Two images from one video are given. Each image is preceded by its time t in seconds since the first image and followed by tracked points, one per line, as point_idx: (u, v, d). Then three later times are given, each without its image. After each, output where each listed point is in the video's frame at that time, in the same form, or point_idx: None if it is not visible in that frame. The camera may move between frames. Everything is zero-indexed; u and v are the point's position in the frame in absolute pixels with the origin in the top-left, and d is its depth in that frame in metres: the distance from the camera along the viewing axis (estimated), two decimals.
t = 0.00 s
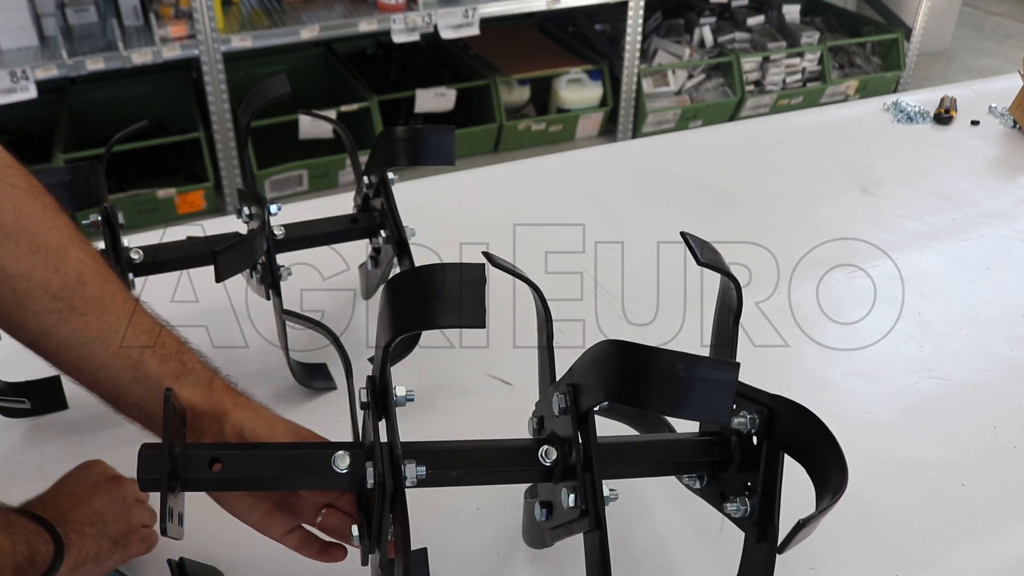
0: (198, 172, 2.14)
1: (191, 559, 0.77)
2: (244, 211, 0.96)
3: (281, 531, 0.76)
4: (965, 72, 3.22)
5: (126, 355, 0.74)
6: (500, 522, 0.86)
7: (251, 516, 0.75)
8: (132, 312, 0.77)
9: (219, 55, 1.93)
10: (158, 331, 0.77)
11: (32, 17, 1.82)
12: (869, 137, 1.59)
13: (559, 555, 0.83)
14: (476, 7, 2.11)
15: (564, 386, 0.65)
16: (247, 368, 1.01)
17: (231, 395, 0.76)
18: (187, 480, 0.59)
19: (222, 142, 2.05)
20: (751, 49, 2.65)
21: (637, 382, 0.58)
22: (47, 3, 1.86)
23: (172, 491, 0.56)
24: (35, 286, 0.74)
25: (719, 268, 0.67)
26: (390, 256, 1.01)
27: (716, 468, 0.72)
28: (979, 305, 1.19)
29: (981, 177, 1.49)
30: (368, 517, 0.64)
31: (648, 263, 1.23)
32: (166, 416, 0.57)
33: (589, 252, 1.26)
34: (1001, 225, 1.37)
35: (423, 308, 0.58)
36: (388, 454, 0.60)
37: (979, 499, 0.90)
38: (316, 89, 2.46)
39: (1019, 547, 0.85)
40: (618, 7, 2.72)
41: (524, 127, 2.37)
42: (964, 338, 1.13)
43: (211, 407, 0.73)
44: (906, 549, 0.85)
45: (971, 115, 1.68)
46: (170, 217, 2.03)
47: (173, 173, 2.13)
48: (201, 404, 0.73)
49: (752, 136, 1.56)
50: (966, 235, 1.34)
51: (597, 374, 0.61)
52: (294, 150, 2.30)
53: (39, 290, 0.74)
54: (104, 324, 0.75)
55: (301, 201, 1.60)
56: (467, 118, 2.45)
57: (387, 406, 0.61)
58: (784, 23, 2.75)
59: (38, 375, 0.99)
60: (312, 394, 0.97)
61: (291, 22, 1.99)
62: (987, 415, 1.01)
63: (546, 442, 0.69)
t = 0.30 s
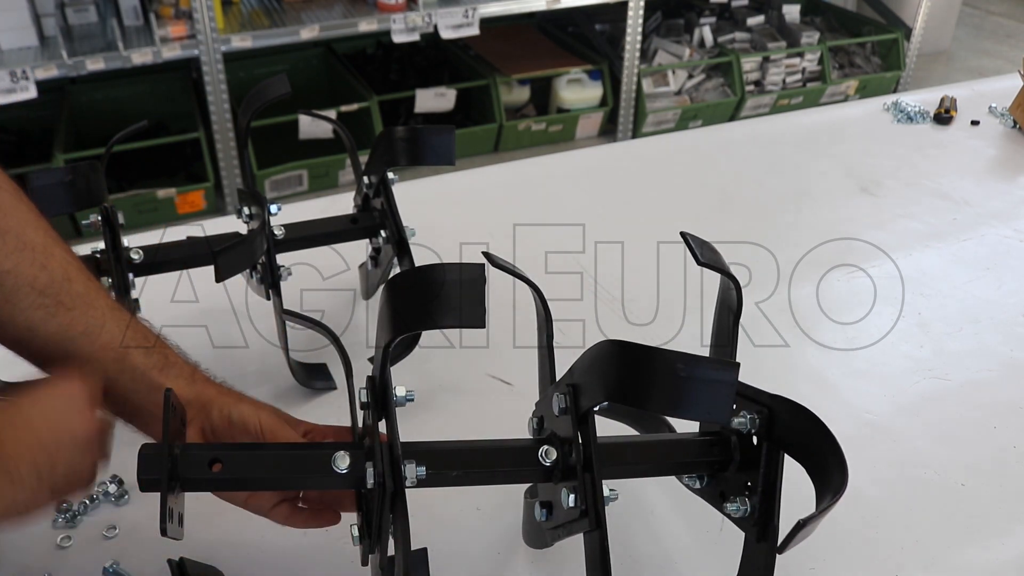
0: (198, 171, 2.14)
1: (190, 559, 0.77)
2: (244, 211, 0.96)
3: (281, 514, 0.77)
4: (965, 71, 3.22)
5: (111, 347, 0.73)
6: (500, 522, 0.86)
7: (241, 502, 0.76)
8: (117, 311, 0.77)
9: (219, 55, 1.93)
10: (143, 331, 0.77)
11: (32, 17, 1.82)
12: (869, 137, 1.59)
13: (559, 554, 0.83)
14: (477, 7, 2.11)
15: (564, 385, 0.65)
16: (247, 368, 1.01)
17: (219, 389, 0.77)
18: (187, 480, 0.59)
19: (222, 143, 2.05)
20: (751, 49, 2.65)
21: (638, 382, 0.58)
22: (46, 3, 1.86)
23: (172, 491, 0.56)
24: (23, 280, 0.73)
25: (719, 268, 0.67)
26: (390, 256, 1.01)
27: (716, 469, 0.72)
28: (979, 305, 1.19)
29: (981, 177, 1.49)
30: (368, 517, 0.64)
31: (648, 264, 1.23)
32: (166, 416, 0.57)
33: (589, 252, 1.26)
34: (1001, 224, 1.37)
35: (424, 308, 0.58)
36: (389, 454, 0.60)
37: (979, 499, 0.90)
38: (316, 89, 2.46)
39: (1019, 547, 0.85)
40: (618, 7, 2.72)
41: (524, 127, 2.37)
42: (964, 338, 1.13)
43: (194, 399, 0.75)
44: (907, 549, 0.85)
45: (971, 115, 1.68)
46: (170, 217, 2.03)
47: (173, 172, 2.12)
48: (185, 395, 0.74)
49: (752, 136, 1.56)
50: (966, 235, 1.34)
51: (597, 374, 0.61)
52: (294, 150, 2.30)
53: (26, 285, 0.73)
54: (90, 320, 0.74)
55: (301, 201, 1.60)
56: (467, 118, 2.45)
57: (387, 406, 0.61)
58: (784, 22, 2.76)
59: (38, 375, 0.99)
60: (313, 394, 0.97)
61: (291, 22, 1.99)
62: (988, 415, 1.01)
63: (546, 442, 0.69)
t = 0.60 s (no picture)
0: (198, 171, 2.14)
1: (191, 559, 0.77)
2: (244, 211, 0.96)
3: (306, 516, 0.78)
4: (965, 72, 3.22)
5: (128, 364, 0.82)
6: (500, 522, 0.86)
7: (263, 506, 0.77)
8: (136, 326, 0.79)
9: (219, 55, 1.93)
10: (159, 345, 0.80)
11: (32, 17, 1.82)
12: (869, 137, 1.59)
13: (558, 553, 0.83)
14: (476, 6, 2.11)
15: (564, 386, 0.65)
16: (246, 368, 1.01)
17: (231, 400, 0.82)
18: (188, 481, 0.59)
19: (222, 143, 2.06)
20: (751, 49, 2.65)
21: (638, 382, 0.59)
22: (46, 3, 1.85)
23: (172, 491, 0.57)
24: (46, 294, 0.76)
25: (720, 268, 0.67)
26: (390, 256, 1.01)
27: (716, 468, 0.72)
28: (979, 305, 1.19)
29: (981, 178, 1.49)
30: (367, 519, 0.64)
31: (648, 263, 1.23)
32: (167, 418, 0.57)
33: (589, 252, 1.26)
34: (1001, 225, 1.37)
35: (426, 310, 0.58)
36: (389, 454, 0.60)
37: (980, 500, 0.90)
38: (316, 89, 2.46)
39: (1020, 547, 0.85)
40: (618, 7, 2.72)
41: (524, 127, 2.37)
42: (964, 337, 1.13)
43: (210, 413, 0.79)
44: (907, 549, 0.85)
45: (971, 115, 1.68)
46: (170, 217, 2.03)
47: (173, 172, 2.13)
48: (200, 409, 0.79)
49: (752, 136, 1.56)
50: (966, 235, 1.34)
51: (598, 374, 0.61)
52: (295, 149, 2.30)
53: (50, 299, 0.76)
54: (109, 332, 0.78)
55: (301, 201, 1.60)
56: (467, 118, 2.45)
57: (388, 407, 0.61)
58: (784, 22, 2.76)
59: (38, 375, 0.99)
60: (312, 394, 0.97)
61: (291, 21, 1.99)
62: (987, 415, 1.01)
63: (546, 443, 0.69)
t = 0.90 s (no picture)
0: (198, 171, 2.14)
1: (191, 559, 0.77)
2: (244, 211, 0.95)
3: (308, 508, 0.75)
4: (965, 71, 3.22)
5: (128, 360, 0.74)
6: (500, 522, 0.86)
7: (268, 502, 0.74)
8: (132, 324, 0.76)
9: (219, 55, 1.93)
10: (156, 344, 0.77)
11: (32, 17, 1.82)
12: (869, 137, 1.59)
13: (559, 552, 0.83)
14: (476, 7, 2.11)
15: (564, 385, 0.65)
16: (247, 368, 1.01)
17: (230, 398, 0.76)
18: (188, 481, 0.59)
19: (222, 144, 2.07)
20: (751, 49, 2.65)
21: (638, 381, 0.58)
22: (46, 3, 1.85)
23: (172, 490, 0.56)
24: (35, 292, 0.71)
25: (720, 268, 0.67)
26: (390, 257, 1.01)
27: (716, 468, 0.71)
28: (979, 305, 1.19)
29: (981, 178, 1.49)
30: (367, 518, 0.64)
31: (648, 264, 1.23)
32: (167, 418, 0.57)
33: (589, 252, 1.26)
34: (1001, 225, 1.37)
35: (427, 309, 0.58)
36: (390, 453, 0.60)
37: (980, 499, 0.90)
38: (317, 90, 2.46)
39: (1020, 547, 0.85)
40: (618, 7, 2.72)
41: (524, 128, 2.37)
42: (964, 338, 1.13)
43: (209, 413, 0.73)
44: (907, 549, 0.85)
45: (971, 115, 1.68)
46: (170, 218, 2.03)
47: (173, 172, 2.13)
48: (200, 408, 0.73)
49: (753, 136, 1.57)
50: (967, 235, 1.34)
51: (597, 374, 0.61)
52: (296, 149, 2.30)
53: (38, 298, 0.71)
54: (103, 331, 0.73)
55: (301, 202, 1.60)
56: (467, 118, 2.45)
57: (388, 406, 0.61)
58: (784, 22, 2.76)
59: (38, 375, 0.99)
60: (313, 394, 0.97)
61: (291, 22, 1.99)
62: (987, 415, 1.01)
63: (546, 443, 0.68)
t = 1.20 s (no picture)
0: (198, 171, 2.14)
1: (191, 559, 0.77)
2: (244, 211, 0.95)
3: (307, 522, 0.74)
4: (965, 71, 3.22)
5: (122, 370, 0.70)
6: (501, 522, 0.86)
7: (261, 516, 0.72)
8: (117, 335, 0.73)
9: (219, 55, 1.93)
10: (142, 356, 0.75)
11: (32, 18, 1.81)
12: (869, 137, 1.59)
13: (558, 553, 0.83)
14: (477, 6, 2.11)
15: (563, 386, 0.65)
16: (247, 369, 1.01)
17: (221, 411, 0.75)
18: (188, 483, 0.59)
19: (222, 144, 2.07)
20: (751, 49, 2.66)
21: (638, 382, 0.58)
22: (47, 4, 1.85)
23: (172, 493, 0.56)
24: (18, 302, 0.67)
25: (720, 267, 0.67)
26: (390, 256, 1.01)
27: (716, 468, 0.71)
28: (979, 305, 1.19)
29: (981, 178, 1.49)
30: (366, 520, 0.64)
31: (649, 264, 1.23)
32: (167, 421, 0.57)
33: (589, 252, 1.26)
34: (1001, 224, 1.37)
35: (426, 310, 0.58)
36: (389, 455, 0.60)
37: (980, 500, 0.90)
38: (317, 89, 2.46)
39: (1020, 547, 0.85)
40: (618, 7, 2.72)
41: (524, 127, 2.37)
42: (964, 338, 1.13)
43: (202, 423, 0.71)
44: (907, 549, 0.85)
45: (971, 115, 1.68)
46: (170, 218, 2.03)
47: (173, 172, 2.13)
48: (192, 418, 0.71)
49: (753, 136, 1.56)
50: (967, 235, 1.34)
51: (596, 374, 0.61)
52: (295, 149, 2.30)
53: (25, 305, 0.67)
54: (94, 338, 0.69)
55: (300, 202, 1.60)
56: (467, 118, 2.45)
57: (387, 408, 0.61)
58: (784, 23, 2.76)
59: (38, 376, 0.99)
60: (313, 394, 0.97)
61: (291, 22, 1.99)
62: (987, 415, 1.01)
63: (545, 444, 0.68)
